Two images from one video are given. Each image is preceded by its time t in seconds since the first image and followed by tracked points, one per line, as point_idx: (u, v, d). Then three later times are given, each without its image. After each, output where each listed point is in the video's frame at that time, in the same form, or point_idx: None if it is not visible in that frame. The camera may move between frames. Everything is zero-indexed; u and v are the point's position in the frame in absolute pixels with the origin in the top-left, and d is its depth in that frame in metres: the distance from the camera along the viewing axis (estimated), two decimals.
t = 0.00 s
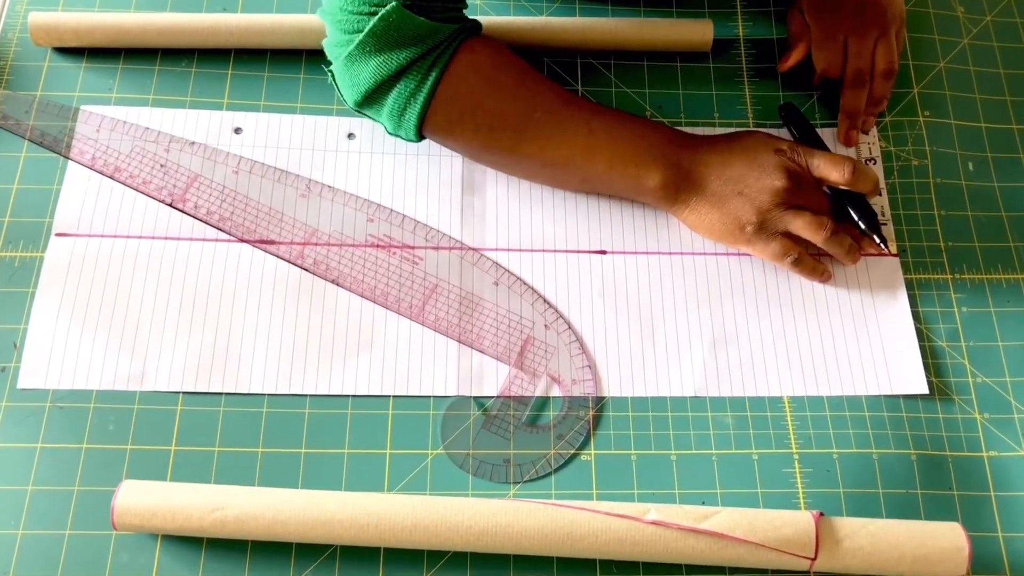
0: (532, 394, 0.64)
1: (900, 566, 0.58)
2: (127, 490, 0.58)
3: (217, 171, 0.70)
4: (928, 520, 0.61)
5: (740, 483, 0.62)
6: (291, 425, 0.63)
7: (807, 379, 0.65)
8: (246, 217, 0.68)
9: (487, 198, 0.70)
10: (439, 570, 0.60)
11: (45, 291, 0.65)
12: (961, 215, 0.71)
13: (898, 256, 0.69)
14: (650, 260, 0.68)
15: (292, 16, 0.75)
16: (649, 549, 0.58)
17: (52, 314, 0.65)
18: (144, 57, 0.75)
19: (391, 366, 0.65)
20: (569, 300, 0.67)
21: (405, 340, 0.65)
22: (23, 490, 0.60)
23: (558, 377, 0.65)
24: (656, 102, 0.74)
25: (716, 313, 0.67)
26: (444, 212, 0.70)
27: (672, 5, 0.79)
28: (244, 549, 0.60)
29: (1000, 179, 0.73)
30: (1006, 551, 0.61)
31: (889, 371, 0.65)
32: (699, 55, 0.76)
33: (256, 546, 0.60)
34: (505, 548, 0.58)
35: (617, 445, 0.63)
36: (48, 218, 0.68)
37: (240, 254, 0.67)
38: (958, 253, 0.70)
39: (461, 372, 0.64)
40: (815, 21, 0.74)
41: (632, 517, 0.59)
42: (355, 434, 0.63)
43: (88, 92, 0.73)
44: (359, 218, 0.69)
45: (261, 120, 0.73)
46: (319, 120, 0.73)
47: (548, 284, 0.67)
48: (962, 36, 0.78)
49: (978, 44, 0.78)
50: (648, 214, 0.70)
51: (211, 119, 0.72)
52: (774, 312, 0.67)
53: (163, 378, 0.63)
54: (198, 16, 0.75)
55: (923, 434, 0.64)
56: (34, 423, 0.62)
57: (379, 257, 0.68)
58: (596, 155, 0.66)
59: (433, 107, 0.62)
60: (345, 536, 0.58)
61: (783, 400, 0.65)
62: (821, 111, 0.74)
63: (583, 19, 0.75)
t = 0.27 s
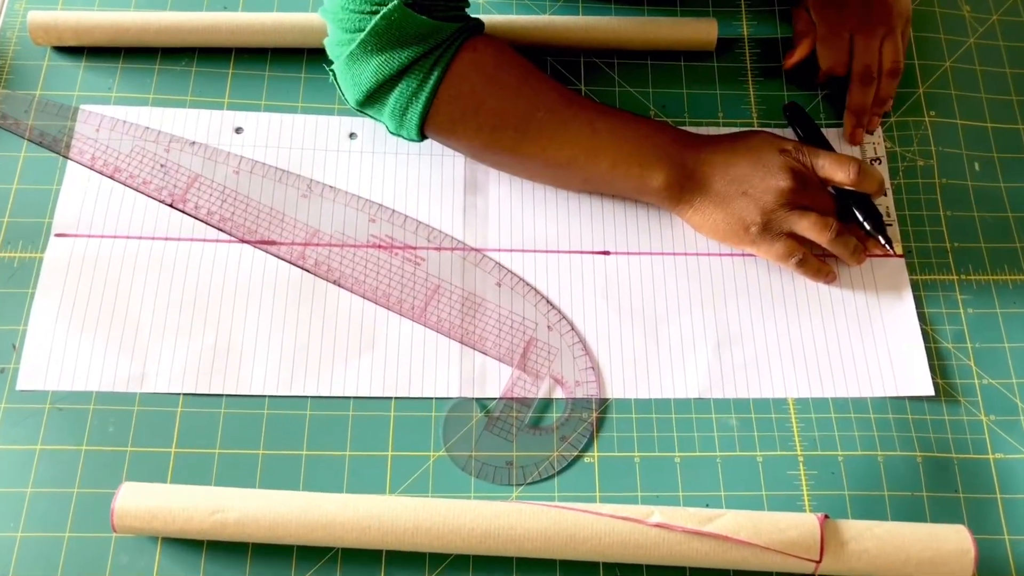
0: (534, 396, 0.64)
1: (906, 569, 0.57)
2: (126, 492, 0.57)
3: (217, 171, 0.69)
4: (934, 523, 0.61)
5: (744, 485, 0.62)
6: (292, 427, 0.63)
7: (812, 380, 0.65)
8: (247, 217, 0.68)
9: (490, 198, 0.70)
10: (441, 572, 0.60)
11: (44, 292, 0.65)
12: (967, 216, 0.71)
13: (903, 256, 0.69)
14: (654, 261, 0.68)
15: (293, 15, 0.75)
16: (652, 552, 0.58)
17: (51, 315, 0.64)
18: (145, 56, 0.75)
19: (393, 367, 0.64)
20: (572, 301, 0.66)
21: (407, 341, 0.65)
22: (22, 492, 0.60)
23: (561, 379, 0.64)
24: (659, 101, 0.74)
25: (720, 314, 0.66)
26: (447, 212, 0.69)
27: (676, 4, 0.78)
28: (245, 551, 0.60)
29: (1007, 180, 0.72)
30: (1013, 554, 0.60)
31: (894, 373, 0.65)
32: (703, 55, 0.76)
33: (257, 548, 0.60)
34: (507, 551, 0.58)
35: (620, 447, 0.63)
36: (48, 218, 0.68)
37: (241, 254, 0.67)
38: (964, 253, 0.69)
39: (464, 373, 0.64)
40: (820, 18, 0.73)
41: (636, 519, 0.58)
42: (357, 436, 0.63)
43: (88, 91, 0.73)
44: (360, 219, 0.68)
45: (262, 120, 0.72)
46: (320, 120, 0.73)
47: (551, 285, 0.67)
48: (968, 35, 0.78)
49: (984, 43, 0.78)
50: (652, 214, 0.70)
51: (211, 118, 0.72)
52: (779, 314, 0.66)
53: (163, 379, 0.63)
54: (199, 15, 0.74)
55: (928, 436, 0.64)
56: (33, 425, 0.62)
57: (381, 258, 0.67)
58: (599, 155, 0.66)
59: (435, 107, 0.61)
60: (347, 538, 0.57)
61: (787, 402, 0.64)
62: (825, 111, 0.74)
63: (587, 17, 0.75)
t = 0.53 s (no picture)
0: (537, 398, 0.63)
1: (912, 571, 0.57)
2: (126, 494, 0.57)
3: (218, 170, 0.69)
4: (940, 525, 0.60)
5: (749, 487, 0.61)
6: (293, 428, 0.62)
7: (817, 381, 0.64)
8: (248, 217, 0.67)
9: (493, 198, 0.69)
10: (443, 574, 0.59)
11: (43, 292, 0.65)
12: (973, 216, 0.70)
13: (908, 256, 0.68)
14: (658, 261, 0.68)
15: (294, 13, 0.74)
16: (656, 554, 0.57)
17: (51, 315, 0.64)
18: (145, 54, 0.74)
19: (395, 369, 0.64)
20: (575, 302, 0.66)
21: (409, 342, 0.64)
22: (21, 494, 0.59)
23: (563, 380, 0.64)
24: (663, 100, 0.73)
25: (724, 315, 0.66)
26: (449, 212, 0.69)
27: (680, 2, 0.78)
28: (245, 554, 0.59)
29: (1013, 180, 0.72)
30: (1020, 556, 0.60)
31: (899, 374, 0.64)
32: (707, 53, 0.75)
33: (257, 550, 0.59)
34: (510, 553, 0.57)
35: (624, 449, 0.62)
36: (47, 217, 0.67)
37: (242, 255, 0.66)
38: (970, 254, 0.69)
39: (466, 375, 0.64)
40: (820, 17, 0.73)
41: (639, 521, 0.58)
42: (358, 437, 0.62)
43: (88, 90, 0.73)
44: (362, 219, 0.68)
45: (263, 119, 0.72)
46: (321, 119, 0.72)
47: (555, 286, 0.66)
48: (973, 34, 0.77)
49: (991, 42, 0.77)
50: (656, 214, 0.69)
51: (212, 117, 0.72)
52: (783, 315, 0.66)
53: (163, 380, 0.63)
54: (199, 14, 0.74)
55: (934, 438, 0.63)
56: (32, 427, 0.61)
57: (383, 258, 0.67)
58: (602, 155, 0.66)
59: (437, 105, 0.61)
60: (348, 540, 0.57)
61: (792, 403, 0.64)
62: (830, 111, 0.73)
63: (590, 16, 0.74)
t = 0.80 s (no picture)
0: (540, 399, 0.63)
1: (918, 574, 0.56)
2: (126, 496, 0.57)
3: (219, 170, 0.68)
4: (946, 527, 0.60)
5: (754, 489, 0.61)
6: (294, 429, 0.62)
7: (822, 382, 0.64)
8: (249, 218, 0.67)
9: (496, 197, 0.69)
10: None
11: (42, 293, 0.64)
12: (979, 216, 0.70)
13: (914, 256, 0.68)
14: (662, 261, 0.67)
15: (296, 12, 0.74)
16: (660, 556, 0.57)
17: (50, 316, 0.63)
18: (145, 54, 0.74)
19: (397, 370, 0.63)
20: (578, 302, 0.66)
21: (412, 343, 0.64)
22: (20, 497, 0.59)
23: (566, 382, 0.63)
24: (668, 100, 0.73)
25: (729, 316, 0.65)
26: (452, 212, 0.68)
27: (683, 1, 0.77)
28: (246, 556, 0.59)
29: (1020, 179, 0.71)
30: None
31: (905, 375, 0.64)
32: (711, 53, 0.75)
33: (258, 553, 0.59)
34: (513, 555, 0.57)
35: (627, 451, 0.62)
36: (46, 218, 0.67)
37: (243, 255, 0.66)
38: (976, 254, 0.69)
39: (468, 376, 0.63)
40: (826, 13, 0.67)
41: (643, 523, 0.57)
42: (360, 439, 0.62)
43: (87, 89, 0.72)
44: (364, 219, 0.67)
45: (264, 119, 0.71)
46: (322, 118, 0.72)
47: (558, 287, 0.66)
48: (979, 33, 0.77)
49: (997, 41, 0.77)
50: (660, 214, 0.69)
51: (212, 117, 0.71)
52: (788, 315, 0.65)
53: (163, 382, 0.62)
54: (200, 13, 0.73)
55: (940, 439, 0.63)
56: (31, 429, 0.61)
57: (385, 258, 0.66)
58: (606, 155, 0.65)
59: (447, 104, 0.60)
60: (350, 543, 0.56)
61: (797, 404, 0.63)
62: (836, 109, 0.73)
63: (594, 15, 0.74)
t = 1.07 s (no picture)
0: (543, 401, 0.62)
1: None
2: (125, 498, 0.56)
3: (219, 169, 0.68)
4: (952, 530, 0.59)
5: (759, 491, 0.60)
6: (295, 431, 0.61)
7: (828, 384, 0.63)
8: (250, 217, 0.66)
9: (498, 197, 0.68)
10: None
11: (41, 294, 0.64)
12: (986, 215, 0.69)
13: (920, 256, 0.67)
14: (666, 261, 0.67)
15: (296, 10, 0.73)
16: (664, 560, 0.56)
17: (49, 317, 0.63)
18: (144, 52, 0.73)
19: (399, 371, 0.63)
20: (582, 303, 0.65)
21: (414, 344, 0.63)
22: (19, 499, 0.59)
23: (569, 383, 0.63)
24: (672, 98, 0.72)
25: (734, 316, 0.65)
26: (454, 212, 0.68)
27: None
28: (246, 559, 0.58)
29: None
30: None
31: (911, 377, 0.63)
32: (716, 51, 0.74)
33: (259, 556, 0.58)
34: (516, 559, 0.56)
35: (631, 452, 0.61)
36: (45, 217, 0.67)
37: (243, 255, 0.65)
38: (983, 254, 0.68)
39: (471, 377, 0.63)
40: None
41: (646, 527, 0.57)
42: (361, 441, 0.61)
43: (87, 88, 0.72)
44: (365, 218, 0.67)
45: (265, 117, 0.71)
46: (323, 117, 0.71)
47: (561, 287, 0.65)
48: (987, 30, 0.76)
49: (1004, 38, 0.76)
50: (664, 214, 0.68)
51: (212, 116, 0.71)
52: (793, 316, 0.65)
53: (163, 383, 0.62)
54: (199, 11, 0.73)
55: (947, 441, 0.62)
56: (29, 430, 0.60)
57: (386, 258, 0.66)
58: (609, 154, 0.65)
59: (459, 72, 0.59)
60: (351, 546, 0.56)
61: (802, 406, 0.63)
62: (842, 107, 0.72)
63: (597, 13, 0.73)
